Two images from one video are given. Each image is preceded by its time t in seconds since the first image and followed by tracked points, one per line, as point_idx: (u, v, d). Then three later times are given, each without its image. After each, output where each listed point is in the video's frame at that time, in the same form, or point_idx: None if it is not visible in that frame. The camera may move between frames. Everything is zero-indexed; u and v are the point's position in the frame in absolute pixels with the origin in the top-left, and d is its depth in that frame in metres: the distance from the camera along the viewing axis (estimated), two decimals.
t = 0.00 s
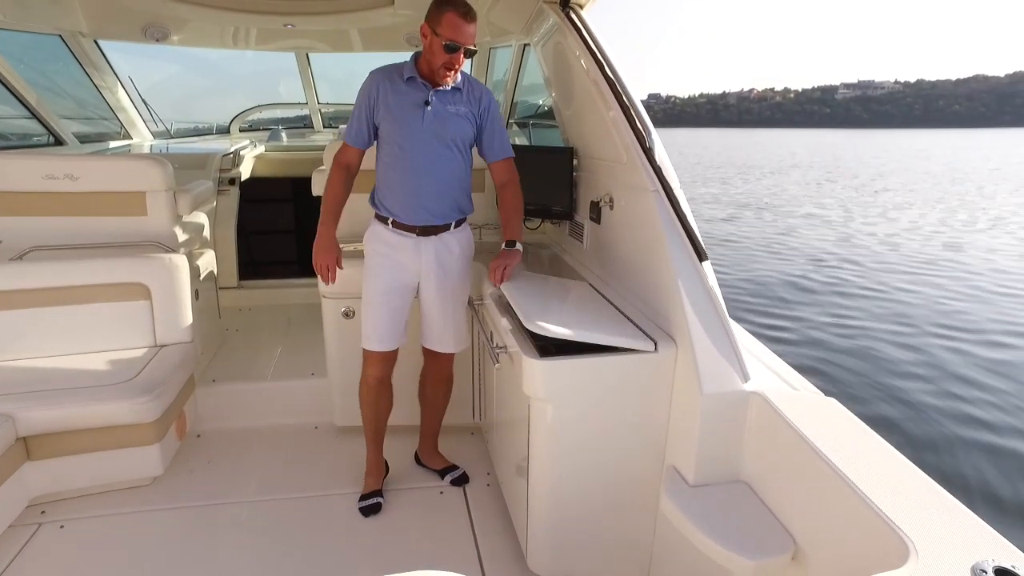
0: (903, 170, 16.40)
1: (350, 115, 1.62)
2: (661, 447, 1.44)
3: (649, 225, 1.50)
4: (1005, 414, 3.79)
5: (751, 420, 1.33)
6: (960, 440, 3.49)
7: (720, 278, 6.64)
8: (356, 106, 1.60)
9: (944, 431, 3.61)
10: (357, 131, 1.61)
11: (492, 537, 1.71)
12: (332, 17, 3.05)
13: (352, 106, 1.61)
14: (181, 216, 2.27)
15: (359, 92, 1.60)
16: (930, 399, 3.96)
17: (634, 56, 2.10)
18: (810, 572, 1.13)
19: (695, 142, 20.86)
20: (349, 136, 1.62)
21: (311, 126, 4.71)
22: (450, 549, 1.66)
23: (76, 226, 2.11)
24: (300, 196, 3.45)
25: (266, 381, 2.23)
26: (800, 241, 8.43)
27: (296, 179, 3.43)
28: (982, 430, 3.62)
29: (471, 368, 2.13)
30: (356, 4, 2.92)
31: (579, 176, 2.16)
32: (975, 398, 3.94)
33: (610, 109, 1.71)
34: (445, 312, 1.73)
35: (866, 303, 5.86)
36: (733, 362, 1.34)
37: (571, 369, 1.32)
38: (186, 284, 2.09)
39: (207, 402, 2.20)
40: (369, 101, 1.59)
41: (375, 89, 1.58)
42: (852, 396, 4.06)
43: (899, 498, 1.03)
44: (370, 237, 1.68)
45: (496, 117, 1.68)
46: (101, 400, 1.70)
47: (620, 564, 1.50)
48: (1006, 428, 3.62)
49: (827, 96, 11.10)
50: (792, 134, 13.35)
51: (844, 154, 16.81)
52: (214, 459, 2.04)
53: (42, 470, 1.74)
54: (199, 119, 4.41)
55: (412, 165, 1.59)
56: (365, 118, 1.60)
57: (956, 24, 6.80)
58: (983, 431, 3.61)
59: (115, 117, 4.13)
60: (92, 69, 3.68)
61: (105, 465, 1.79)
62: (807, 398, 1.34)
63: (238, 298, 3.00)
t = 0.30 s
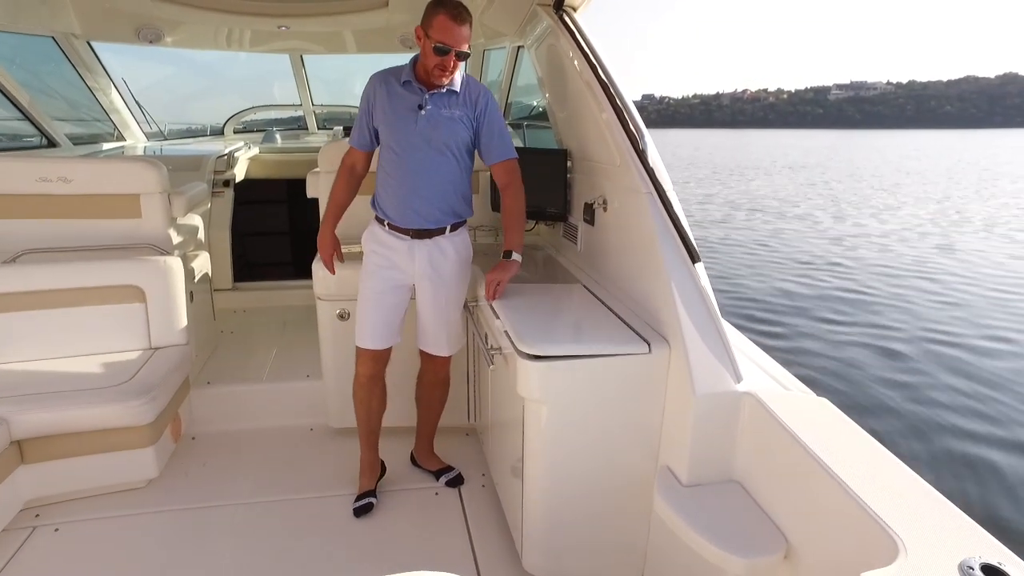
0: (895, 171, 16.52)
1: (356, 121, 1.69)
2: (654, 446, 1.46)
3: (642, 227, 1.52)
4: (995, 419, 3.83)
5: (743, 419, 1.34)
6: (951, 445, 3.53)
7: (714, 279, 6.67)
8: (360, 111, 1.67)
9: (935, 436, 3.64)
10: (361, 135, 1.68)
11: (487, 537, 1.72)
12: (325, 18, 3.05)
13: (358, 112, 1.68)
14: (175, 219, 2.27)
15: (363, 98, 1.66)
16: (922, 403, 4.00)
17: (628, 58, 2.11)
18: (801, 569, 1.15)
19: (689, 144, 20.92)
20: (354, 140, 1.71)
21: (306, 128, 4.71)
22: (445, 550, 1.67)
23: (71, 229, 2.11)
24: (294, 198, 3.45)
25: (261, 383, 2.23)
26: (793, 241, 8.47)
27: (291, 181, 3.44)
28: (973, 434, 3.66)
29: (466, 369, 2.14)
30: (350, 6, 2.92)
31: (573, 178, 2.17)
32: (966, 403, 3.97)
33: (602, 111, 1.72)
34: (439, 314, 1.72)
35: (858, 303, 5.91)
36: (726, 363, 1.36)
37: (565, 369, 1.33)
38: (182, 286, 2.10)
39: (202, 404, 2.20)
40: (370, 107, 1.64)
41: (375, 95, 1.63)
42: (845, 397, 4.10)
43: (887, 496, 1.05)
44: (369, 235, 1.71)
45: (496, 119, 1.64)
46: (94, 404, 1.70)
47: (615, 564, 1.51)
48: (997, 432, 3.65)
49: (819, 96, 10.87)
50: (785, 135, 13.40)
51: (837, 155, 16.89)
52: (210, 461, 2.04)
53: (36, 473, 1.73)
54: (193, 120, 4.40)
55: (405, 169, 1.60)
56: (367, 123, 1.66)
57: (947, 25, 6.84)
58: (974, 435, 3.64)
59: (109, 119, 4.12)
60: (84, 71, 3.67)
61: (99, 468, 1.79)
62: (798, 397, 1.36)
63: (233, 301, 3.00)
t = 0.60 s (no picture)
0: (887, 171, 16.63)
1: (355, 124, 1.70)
2: (650, 446, 1.47)
3: (637, 228, 1.53)
4: (987, 418, 3.86)
5: (737, 418, 1.35)
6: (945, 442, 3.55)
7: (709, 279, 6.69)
8: (358, 114, 1.68)
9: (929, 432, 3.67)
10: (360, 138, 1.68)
11: (484, 537, 1.73)
12: (320, 20, 3.06)
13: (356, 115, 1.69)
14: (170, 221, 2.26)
15: (361, 101, 1.67)
16: (916, 401, 4.02)
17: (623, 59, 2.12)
18: (796, 567, 1.16)
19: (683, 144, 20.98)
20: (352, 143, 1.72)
21: (301, 128, 4.70)
22: (443, 550, 1.68)
23: (65, 231, 2.10)
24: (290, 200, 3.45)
25: (258, 385, 2.23)
26: (787, 242, 8.52)
27: (286, 182, 3.41)
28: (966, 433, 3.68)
29: (463, 369, 2.15)
30: (345, 6, 2.92)
31: (568, 179, 2.18)
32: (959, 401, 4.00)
33: (597, 112, 1.73)
34: (435, 315, 1.72)
35: (852, 303, 5.95)
36: (721, 363, 1.37)
37: (561, 370, 1.34)
38: (178, 288, 2.09)
39: (198, 406, 2.20)
40: (369, 110, 1.65)
41: (373, 98, 1.64)
42: (838, 396, 4.12)
43: (879, 494, 1.06)
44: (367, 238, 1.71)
45: (497, 118, 1.64)
46: (90, 406, 1.70)
47: (612, 562, 1.52)
48: (990, 431, 3.68)
49: (813, 97, 10.86)
50: (779, 136, 13.46)
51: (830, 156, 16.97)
52: (207, 463, 2.04)
53: (32, 476, 1.73)
54: (187, 122, 4.40)
55: (404, 169, 1.61)
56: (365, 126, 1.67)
57: (938, 27, 6.90)
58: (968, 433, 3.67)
59: (102, 120, 4.11)
60: (78, 72, 3.67)
61: (96, 470, 1.79)
62: (792, 397, 1.38)
63: (230, 302, 3.00)
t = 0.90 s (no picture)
0: (882, 172, 16.72)
1: (343, 123, 1.61)
2: (648, 447, 1.47)
3: (634, 230, 1.54)
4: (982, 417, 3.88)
5: (735, 419, 1.36)
6: (941, 442, 3.57)
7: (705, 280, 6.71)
8: (349, 113, 1.59)
9: (925, 433, 3.68)
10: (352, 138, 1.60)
11: (482, 538, 1.73)
12: (317, 22, 3.06)
13: (346, 114, 1.61)
14: (168, 223, 2.26)
15: (352, 100, 1.59)
16: (912, 401, 4.04)
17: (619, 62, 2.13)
18: (793, 567, 1.17)
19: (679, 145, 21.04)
20: (340, 143, 1.62)
21: (298, 130, 4.69)
22: (441, 551, 1.68)
23: (62, 234, 2.10)
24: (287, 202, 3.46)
25: (256, 387, 2.23)
26: (782, 243, 8.55)
27: (283, 183, 3.41)
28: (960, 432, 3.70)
29: (461, 371, 2.15)
30: (342, 9, 2.92)
31: (565, 181, 2.18)
32: (955, 402, 4.02)
33: (594, 114, 1.74)
34: (440, 315, 1.75)
35: (846, 304, 5.97)
36: (717, 363, 1.37)
37: (560, 371, 1.34)
38: (175, 290, 2.09)
39: (195, 408, 2.19)
40: (365, 109, 1.59)
41: (369, 97, 1.58)
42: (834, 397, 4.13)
43: (876, 494, 1.07)
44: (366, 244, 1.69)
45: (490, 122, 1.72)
46: (88, 408, 1.70)
47: (610, 562, 1.53)
48: (983, 431, 3.71)
49: (808, 98, 10.92)
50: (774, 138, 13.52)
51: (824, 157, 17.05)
52: (205, 465, 2.04)
53: (30, 479, 1.73)
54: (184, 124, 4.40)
55: (411, 171, 1.60)
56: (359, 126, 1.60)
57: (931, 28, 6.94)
58: (964, 433, 3.68)
59: (98, 122, 4.12)
60: (75, 75, 3.68)
61: (94, 472, 1.79)
62: (788, 397, 1.39)
63: (227, 303, 3.00)
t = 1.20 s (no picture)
0: (877, 172, 16.80)
1: (333, 125, 1.55)
2: (646, 448, 1.49)
3: (631, 233, 1.56)
4: (979, 416, 3.90)
5: (731, 420, 1.38)
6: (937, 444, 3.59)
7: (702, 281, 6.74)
8: (340, 115, 1.53)
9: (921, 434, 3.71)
10: (344, 141, 1.55)
11: (481, 540, 1.74)
12: (315, 25, 3.06)
13: (336, 116, 1.54)
14: (167, 226, 2.27)
15: (343, 101, 1.54)
16: (908, 402, 4.06)
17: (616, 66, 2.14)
18: (790, 568, 1.18)
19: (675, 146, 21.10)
20: (329, 144, 1.55)
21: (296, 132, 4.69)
22: (440, 552, 1.69)
23: (61, 237, 2.10)
24: (285, 204, 3.47)
25: (255, 389, 2.24)
26: (778, 243, 8.60)
27: (280, 186, 3.46)
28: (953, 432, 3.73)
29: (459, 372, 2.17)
30: (339, 12, 2.93)
31: (562, 184, 2.20)
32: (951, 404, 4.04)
33: (591, 118, 1.76)
34: (437, 314, 1.79)
35: (843, 305, 6.00)
36: (714, 365, 1.39)
37: (557, 373, 1.36)
38: (174, 293, 2.10)
39: (195, 411, 2.20)
40: (358, 112, 1.55)
41: (362, 100, 1.54)
42: (829, 398, 4.16)
43: (870, 494, 1.09)
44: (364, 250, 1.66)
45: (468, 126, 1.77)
46: (88, 411, 1.71)
47: (609, 563, 1.54)
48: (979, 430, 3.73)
49: (804, 99, 10.97)
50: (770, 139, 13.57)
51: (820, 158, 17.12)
52: (205, 467, 2.05)
53: (31, 481, 1.74)
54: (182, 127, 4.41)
55: (407, 175, 1.61)
56: (352, 129, 1.55)
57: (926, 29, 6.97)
58: (960, 434, 3.71)
59: (96, 125, 4.12)
60: (73, 78, 3.69)
61: (94, 476, 1.79)
62: (784, 398, 1.40)
63: (226, 306, 3.01)
